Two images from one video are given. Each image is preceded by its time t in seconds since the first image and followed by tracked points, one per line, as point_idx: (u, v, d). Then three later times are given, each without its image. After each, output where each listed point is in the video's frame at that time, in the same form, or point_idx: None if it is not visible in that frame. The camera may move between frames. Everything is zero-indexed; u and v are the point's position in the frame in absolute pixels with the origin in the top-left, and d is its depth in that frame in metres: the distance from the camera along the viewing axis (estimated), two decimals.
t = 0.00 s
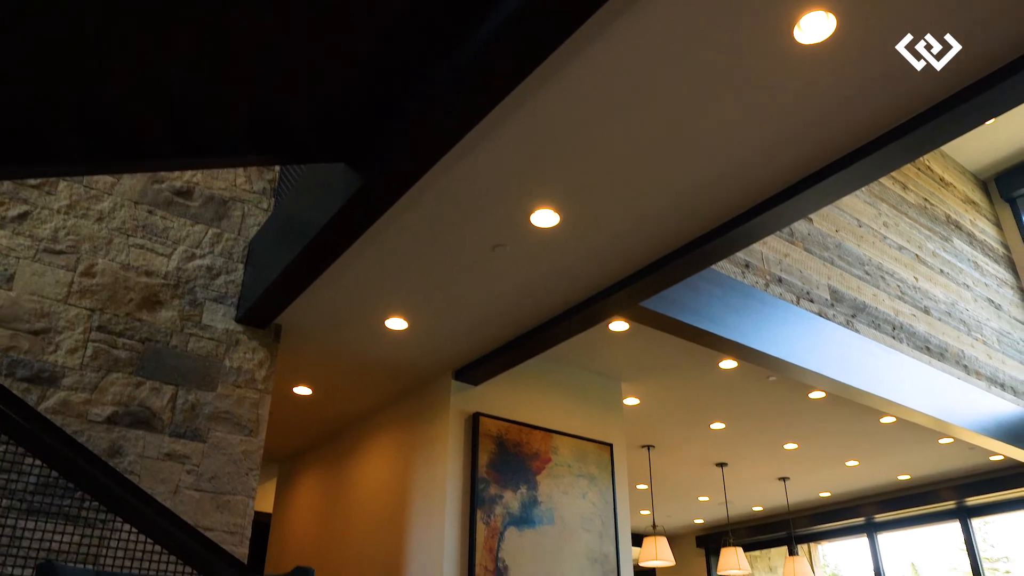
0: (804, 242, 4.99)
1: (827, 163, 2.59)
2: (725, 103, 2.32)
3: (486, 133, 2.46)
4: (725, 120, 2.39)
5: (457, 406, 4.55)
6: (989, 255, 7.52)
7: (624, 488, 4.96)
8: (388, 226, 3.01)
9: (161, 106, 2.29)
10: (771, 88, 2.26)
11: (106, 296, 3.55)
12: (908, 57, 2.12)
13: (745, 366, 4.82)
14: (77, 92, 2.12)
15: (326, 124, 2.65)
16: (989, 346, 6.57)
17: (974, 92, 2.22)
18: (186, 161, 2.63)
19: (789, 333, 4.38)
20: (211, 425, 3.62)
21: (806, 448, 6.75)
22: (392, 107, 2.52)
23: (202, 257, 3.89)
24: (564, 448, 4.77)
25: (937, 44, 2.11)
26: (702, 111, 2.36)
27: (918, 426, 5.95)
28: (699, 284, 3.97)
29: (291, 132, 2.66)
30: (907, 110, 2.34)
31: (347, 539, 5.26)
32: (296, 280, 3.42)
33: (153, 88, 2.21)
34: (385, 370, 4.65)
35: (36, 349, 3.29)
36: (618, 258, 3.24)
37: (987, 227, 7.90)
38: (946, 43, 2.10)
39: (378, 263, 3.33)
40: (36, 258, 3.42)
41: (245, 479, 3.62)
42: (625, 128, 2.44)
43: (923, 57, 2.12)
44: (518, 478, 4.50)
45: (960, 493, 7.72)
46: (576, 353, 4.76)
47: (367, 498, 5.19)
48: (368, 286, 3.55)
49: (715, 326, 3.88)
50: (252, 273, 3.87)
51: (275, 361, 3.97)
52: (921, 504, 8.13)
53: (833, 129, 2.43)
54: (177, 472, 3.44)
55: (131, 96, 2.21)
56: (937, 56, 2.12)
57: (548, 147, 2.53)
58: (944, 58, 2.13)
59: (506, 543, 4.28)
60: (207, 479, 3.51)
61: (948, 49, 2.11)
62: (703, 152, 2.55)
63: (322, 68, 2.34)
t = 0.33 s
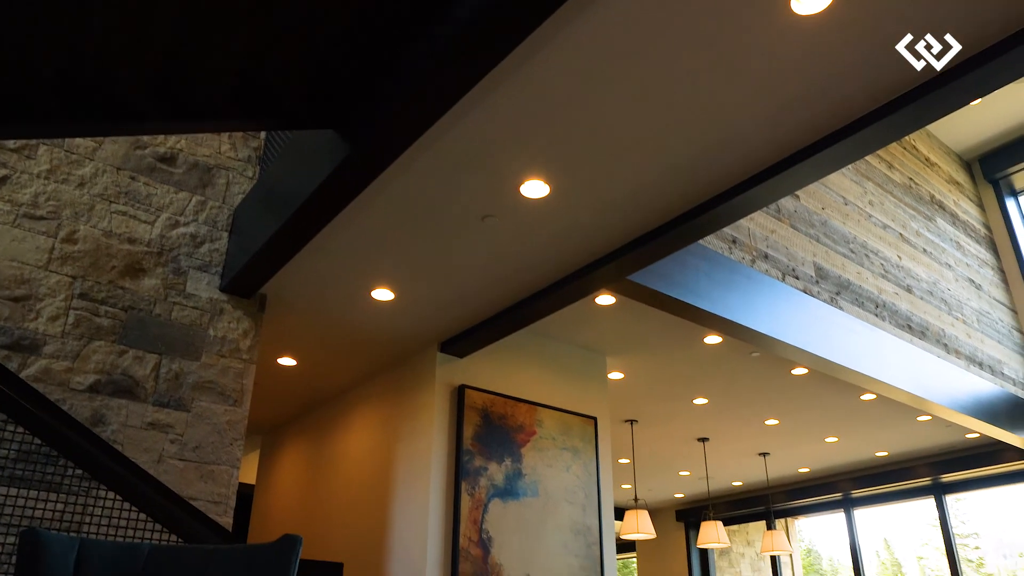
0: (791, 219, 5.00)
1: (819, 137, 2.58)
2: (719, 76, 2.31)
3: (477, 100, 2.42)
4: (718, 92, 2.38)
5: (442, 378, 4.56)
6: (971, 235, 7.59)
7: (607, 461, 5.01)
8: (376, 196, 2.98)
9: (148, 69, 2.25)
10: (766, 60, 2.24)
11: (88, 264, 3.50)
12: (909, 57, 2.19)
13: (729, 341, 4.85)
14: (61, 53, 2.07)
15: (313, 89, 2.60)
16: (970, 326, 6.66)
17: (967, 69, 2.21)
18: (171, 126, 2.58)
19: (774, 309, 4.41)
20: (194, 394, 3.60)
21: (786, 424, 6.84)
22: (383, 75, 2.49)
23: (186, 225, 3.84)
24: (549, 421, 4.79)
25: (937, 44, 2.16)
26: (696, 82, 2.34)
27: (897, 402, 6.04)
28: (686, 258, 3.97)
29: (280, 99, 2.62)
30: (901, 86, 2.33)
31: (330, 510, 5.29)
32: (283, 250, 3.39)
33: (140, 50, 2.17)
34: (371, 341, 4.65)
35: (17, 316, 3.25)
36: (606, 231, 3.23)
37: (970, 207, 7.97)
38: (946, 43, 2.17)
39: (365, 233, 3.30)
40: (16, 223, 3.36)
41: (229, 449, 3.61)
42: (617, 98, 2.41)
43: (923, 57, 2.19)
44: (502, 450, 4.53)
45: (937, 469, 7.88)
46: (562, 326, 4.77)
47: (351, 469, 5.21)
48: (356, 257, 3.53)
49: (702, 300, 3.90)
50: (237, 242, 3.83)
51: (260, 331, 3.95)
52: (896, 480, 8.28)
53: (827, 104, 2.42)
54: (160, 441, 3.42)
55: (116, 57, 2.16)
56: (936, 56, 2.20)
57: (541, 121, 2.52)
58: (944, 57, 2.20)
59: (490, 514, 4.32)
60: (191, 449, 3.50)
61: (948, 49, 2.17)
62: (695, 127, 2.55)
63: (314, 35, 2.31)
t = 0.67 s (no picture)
0: (772, 202, 5.04)
1: (804, 119, 2.60)
2: (707, 56, 2.31)
3: (465, 75, 2.40)
4: (705, 72, 2.38)
5: (424, 356, 4.57)
6: (947, 222, 7.71)
7: (586, 441, 5.05)
8: (360, 171, 2.96)
9: (129, 35, 2.20)
10: (753, 41, 2.25)
11: (65, 236, 3.45)
12: (909, 57, 2.25)
13: (709, 322, 4.90)
14: (39, 15, 2.02)
15: (298, 60, 2.57)
16: (944, 311, 6.78)
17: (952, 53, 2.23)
18: (150, 95, 2.54)
19: (754, 291, 4.45)
20: (173, 369, 3.57)
21: (763, 405, 6.93)
22: (368, 47, 2.46)
23: (165, 197, 3.79)
24: (529, 399, 4.82)
25: (937, 44, 2.20)
26: (684, 61, 2.34)
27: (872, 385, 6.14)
28: (668, 239, 4.00)
29: (264, 70, 2.58)
30: (886, 70, 2.35)
31: (309, 487, 5.29)
32: (264, 224, 3.35)
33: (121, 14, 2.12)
34: (353, 318, 4.63)
35: None
36: (591, 209, 3.23)
37: (947, 194, 8.08)
38: (947, 43, 2.19)
39: (348, 208, 3.28)
40: None
41: (208, 425, 3.59)
42: (605, 75, 2.41)
43: (923, 57, 2.24)
44: (482, 428, 4.55)
45: (908, 451, 8.06)
46: (543, 306, 4.79)
47: (331, 447, 5.21)
48: (338, 233, 3.51)
49: (683, 280, 3.93)
50: (217, 216, 3.78)
51: (240, 306, 3.91)
52: (869, 463, 8.46)
53: (812, 86, 2.44)
54: (138, 416, 3.40)
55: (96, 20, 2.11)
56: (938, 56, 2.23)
57: (529, 98, 2.51)
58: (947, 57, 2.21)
59: (469, 491, 4.35)
60: (169, 424, 3.48)
61: (949, 49, 2.19)
62: (681, 107, 2.56)
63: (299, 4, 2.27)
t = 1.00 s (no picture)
0: (751, 186, 5.10)
1: (786, 102, 2.62)
2: (689, 36, 2.33)
3: (448, 51, 2.39)
4: (687, 52, 2.40)
5: (402, 335, 4.58)
6: (921, 210, 7.84)
7: (563, 421, 5.10)
8: (340, 146, 2.95)
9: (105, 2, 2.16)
10: (735, 22, 2.26)
11: (38, 209, 3.40)
12: (908, 57, 2.29)
13: (686, 305, 4.96)
14: None
15: (278, 33, 2.54)
16: (916, 297, 6.92)
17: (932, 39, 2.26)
18: (126, 64, 2.49)
19: (731, 275, 4.51)
20: (149, 345, 3.54)
21: (737, 388, 7.04)
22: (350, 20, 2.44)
23: (141, 171, 3.73)
24: (506, 380, 4.85)
25: (937, 43, 2.25)
26: (666, 41, 2.35)
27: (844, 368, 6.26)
28: (647, 221, 4.03)
29: (243, 42, 2.54)
30: (865, 55, 2.38)
31: (286, 466, 5.29)
32: (242, 199, 3.32)
33: None
34: (332, 296, 4.62)
35: None
36: (573, 189, 3.24)
37: (922, 183, 8.21)
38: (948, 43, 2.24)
39: (329, 184, 3.25)
40: None
41: (183, 401, 3.58)
42: (588, 54, 2.41)
43: (923, 57, 2.28)
44: (460, 407, 4.58)
45: (877, 435, 8.25)
46: (522, 287, 4.81)
47: (308, 425, 5.21)
48: (318, 209, 3.49)
49: (660, 263, 3.97)
50: (194, 191, 3.73)
51: (217, 282, 3.88)
52: (840, 445, 8.63)
53: (792, 70, 2.46)
54: (113, 392, 3.37)
55: None
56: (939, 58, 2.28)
57: (511, 75, 2.51)
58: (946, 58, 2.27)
59: (446, 471, 4.39)
60: (144, 400, 3.45)
61: (949, 49, 2.24)
62: (662, 87, 2.57)
63: None
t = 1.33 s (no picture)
0: (731, 172, 5.15)
1: (768, 87, 2.65)
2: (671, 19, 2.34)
3: (432, 29, 2.38)
4: (669, 34, 2.41)
5: (382, 316, 4.59)
6: (898, 198, 7.96)
7: (541, 404, 5.15)
8: (321, 125, 2.93)
9: None
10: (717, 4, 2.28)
11: (12, 184, 3.34)
12: (909, 56, 2.37)
13: (665, 289, 5.02)
14: None
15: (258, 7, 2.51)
16: (891, 285, 7.04)
17: (912, 27, 2.30)
18: (103, 36, 2.45)
19: (710, 260, 4.56)
20: (125, 323, 3.51)
21: (714, 372, 7.14)
22: None
23: (117, 147, 3.68)
24: (486, 362, 4.88)
25: (937, 43, 2.36)
26: (648, 22, 2.36)
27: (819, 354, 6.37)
28: (628, 204, 4.06)
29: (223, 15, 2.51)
30: (846, 41, 2.41)
31: (264, 447, 5.29)
32: (222, 177, 3.30)
33: None
34: (312, 276, 4.60)
35: None
36: (556, 171, 3.25)
37: (899, 172, 8.32)
38: (945, 41, 2.37)
39: (310, 162, 3.24)
40: None
41: (160, 380, 3.56)
42: (571, 34, 2.41)
43: (921, 54, 2.41)
44: (438, 389, 4.61)
45: (851, 420, 8.42)
46: (502, 269, 4.83)
47: (286, 406, 5.20)
48: (298, 189, 3.47)
49: (640, 246, 4.00)
50: (172, 168, 3.69)
51: (195, 261, 3.85)
52: (814, 430, 8.79)
53: (773, 56, 2.49)
54: (88, 370, 3.34)
55: None
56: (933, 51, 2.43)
57: (494, 55, 2.51)
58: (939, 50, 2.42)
59: (424, 451, 4.42)
60: (121, 379, 3.43)
61: (947, 47, 2.36)
62: (644, 69, 2.59)
63: None
